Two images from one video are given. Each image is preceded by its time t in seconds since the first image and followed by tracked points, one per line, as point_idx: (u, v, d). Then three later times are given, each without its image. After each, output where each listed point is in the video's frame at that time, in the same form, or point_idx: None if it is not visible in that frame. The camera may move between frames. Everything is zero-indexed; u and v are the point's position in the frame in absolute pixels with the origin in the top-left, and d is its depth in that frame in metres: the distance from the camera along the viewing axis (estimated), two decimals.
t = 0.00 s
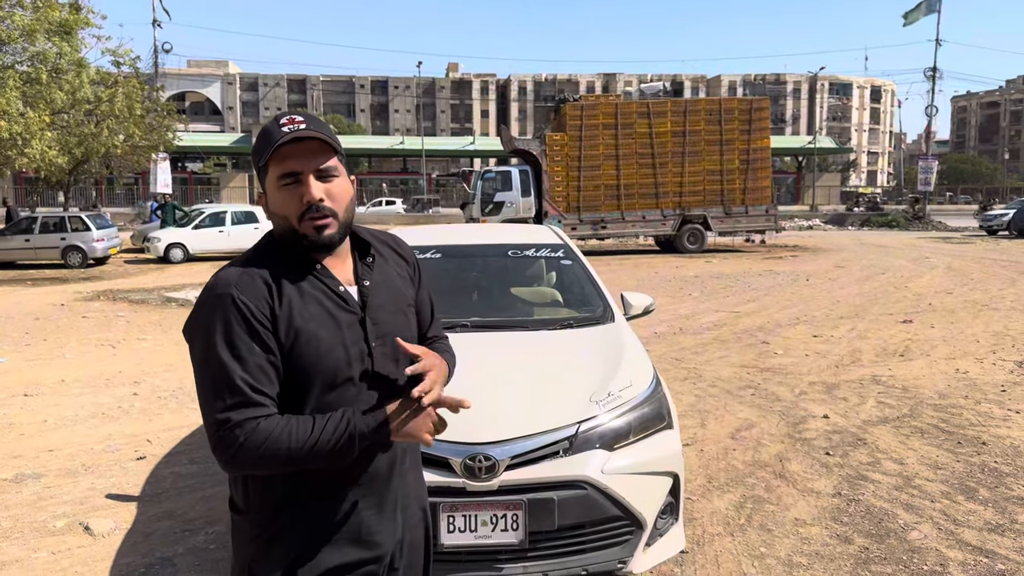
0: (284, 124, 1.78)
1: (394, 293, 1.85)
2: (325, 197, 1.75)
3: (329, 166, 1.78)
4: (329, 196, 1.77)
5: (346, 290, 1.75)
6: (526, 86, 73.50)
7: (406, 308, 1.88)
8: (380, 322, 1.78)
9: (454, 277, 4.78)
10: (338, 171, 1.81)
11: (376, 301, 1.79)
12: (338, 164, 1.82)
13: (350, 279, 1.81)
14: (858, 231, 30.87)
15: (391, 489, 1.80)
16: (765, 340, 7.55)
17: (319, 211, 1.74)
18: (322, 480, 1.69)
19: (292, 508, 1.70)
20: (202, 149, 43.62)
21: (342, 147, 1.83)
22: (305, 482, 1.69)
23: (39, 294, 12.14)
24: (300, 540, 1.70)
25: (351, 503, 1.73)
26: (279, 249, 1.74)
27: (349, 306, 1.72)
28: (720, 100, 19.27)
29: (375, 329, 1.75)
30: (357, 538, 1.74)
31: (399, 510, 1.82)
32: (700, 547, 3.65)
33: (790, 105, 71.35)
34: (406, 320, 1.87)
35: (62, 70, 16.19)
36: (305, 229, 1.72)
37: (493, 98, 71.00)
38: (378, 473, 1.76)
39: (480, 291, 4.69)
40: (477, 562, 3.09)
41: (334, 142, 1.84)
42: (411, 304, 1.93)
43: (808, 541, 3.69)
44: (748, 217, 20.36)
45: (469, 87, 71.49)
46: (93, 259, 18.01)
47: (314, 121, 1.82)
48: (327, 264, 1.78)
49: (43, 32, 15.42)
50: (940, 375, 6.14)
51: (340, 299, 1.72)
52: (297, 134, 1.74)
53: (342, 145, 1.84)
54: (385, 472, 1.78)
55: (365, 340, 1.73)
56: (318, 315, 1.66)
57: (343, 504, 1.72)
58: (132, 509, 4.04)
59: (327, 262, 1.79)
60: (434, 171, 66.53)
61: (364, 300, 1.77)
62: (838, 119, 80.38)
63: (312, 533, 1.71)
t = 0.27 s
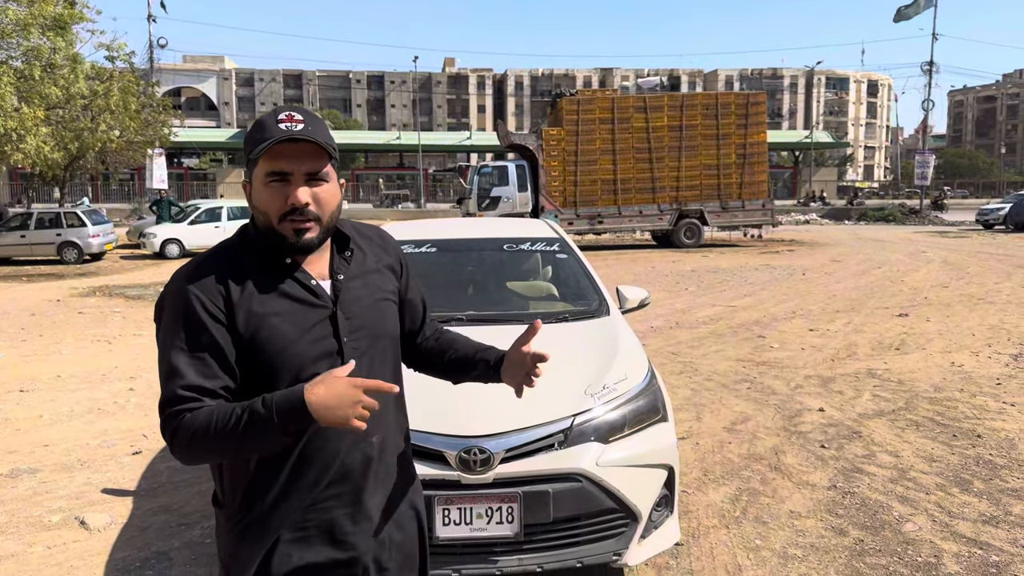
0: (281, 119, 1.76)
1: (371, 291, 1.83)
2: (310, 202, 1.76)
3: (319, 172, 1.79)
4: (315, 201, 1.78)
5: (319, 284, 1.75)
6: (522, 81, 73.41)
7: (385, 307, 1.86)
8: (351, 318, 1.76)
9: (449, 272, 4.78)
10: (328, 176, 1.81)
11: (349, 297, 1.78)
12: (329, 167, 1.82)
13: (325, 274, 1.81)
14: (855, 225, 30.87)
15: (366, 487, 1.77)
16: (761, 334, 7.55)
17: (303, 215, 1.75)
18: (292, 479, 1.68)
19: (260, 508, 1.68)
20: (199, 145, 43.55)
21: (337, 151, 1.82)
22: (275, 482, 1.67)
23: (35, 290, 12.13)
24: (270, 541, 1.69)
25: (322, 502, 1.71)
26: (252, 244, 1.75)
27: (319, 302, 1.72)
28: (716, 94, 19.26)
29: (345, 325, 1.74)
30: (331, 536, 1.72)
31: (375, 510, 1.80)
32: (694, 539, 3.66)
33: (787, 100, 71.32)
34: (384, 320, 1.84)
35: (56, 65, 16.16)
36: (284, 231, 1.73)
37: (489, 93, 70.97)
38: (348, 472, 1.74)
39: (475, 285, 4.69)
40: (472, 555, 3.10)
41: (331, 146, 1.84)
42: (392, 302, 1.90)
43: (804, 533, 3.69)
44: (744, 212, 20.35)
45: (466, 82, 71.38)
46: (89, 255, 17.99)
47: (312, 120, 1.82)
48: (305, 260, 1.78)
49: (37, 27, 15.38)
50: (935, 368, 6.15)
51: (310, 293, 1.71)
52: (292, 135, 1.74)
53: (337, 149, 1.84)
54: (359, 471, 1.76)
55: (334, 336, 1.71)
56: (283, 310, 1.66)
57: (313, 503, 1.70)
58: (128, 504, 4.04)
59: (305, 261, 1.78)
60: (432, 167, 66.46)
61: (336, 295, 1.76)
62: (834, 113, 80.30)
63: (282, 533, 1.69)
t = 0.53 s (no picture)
0: (266, 109, 1.76)
1: (358, 285, 1.81)
2: (294, 191, 1.75)
3: (303, 161, 1.77)
4: (298, 191, 1.76)
5: (304, 278, 1.73)
6: (519, 77, 73.30)
7: (373, 301, 1.83)
8: (335, 312, 1.74)
9: (444, 266, 4.78)
10: (313, 166, 1.79)
11: (334, 292, 1.76)
12: (314, 158, 1.81)
13: (312, 270, 1.79)
14: (850, 220, 30.90)
15: (347, 485, 1.73)
16: (756, 328, 7.56)
17: (287, 206, 1.74)
18: (268, 471, 1.68)
19: (238, 500, 1.69)
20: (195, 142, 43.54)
21: (322, 140, 1.81)
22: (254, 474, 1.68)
23: (30, 286, 12.13)
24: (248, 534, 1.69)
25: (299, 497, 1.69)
26: (236, 237, 1.75)
27: (302, 295, 1.71)
28: (712, 89, 19.24)
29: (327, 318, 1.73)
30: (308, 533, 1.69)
31: (358, 509, 1.74)
32: (689, 532, 3.67)
33: (784, 95, 71.27)
34: (371, 314, 1.82)
35: (50, 60, 16.15)
36: (268, 222, 1.72)
37: (486, 89, 70.87)
38: (327, 468, 1.71)
39: (470, 280, 4.70)
40: (467, 547, 3.11)
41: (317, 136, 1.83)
42: (381, 297, 1.87)
43: (798, 526, 3.70)
44: (740, 207, 20.36)
45: (463, 78, 71.28)
46: (85, 252, 18.00)
47: (296, 109, 1.81)
48: (289, 254, 1.76)
49: (31, 22, 15.36)
50: (930, 361, 6.16)
51: (292, 287, 1.70)
52: (274, 124, 1.73)
53: (322, 139, 1.83)
54: (338, 468, 1.72)
55: (315, 331, 1.70)
56: (264, 301, 1.66)
57: (290, 497, 1.69)
58: (122, 499, 4.05)
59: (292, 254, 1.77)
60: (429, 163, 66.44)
61: (320, 289, 1.74)
62: (831, 108, 80.24)
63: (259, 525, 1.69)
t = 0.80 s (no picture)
0: (291, 109, 1.79)
1: (355, 286, 1.80)
2: (310, 190, 1.77)
3: (322, 162, 1.79)
4: (315, 190, 1.78)
5: (302, 274, 1.75)
6: (516, 74, 73.21)
7: (369, 302, 1.82)
8: (330, 310, 1.74)
9: (439, 264, 4.79)
10: (331, 168, 1.82)
11: (330, 290, 1.76)
12: (334, 160, 1.83)
13: (314, 267, 1.79)
14: (847, 217, 30.91)
15: (329, 482, 1.73)
16: (752, 326, 7.56)
17: (304, 203, 1.75)
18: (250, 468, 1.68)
19: (221, 490, 1.70)
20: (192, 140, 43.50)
21: (343, 145, 1.84)
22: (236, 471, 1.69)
23: (26, 285, 12.12)
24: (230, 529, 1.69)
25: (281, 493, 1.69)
26: (244, 230, 1.78)
27: (299, 290, 1.72)
28: (708, 86, 19.25)
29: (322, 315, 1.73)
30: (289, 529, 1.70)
31: (340, 507, 1.74)
32: (683, 529, 3.68)
33: (780, 91, 71.27)
34: (366, 315, 1.81)
35: (45, 59, 16.11)
36: (282, 217, 1.74)
37: (483, 87, 70.80)
38: (311, 465, 1.71)
39: (465, 278, 4.70)
40: (461, 545, 3.11)
41: (338, 140, 1.85)
42: (378, 301, 1.86)
43: (792, 522, 3.71)
44: (737, 204, 20.37)
45: (460, 76, 71.19)
46: (80, 250, 17.98)
47: (322, 112, 1.83)
48: (294, 250, 1.78)
49: (25, 20, 15.32)
50: (925, 358, 6.17)
51: (290, 282, 1.72)
52: (300, 124, 1.76)
53: (344, 142, 1.85)
54: (320, 466, 1.72)
55: (307, 326, 1.70)
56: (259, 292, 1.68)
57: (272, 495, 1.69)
58: (117, 498, 4.05)
59: (297, 250, 1.78)
60: (426, 160, 66.40)
61: (318, 287, 1.75)
62: (828, 106, 80.23)
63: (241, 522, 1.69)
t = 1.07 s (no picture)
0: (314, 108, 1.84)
1: (368, 292, 1.78)
2: (333, 180, 1.79)
3: (343, 154, 1.82)
4: (337, 181, 1.81)
5: (317, 273, 1.74)
6: (513, 75, 73.21)
7: (381, 309, 1.79)
8: (341, 313, 1.72)
9: (435, 265, 4.79)
10: (352, 161, 1.84)
11: (344, 292, 1.74)
12: (354, 155, 1.86)
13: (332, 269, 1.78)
14: (843, 218, 30.97)
15: (326, 481, 1.73)
16: (748, 326, 7.58)
17: (326, 193, 1.78)
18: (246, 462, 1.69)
19: (220, 482, 1.70)
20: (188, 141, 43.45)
21: (363, 140, 1.87)
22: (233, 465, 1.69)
23: (22, 286, 12.10)
24: (226, 523, 1.70)
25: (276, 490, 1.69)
26: (270, 228, 1.80)
27: (313, 288, 1.71)
28: (705, 87, 19.27)
29: (333, 317, 1.71)
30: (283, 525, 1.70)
31: (336, 506, 1.74)
32: (679, 530, 3.68)
33: (777, 92, 71.37)
34: (377, 320, 1.77)
35: (41, 59, 16.09)
36: (307, 208, 1.77)
37: (480, 87, 70.78)
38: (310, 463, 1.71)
39: (462, 279, 4.70)
40: (457, 546, 3.10)
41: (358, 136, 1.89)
42: (391, 317, 1.82)
43: (788, 523, 3.72)
44: (733, 205, 20.39)
45: (457, 77, 71.16)
46: (77, 251, 17.96)
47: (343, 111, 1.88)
48: (313, 245, 1.78)
49: (21, 20, 15.30)
50: (920, 359, 6.18)
51: (306, 280, 1.72)
52: (322, 118, 1.80)
53: (364, 139, 1.88)
54: (317, 465, 1.72)
55: (315, 325, 1.69)
56: (271, 289, 1.69)
57: (267, 491, 1.69)
58: (113, 499, 4.05)
59: (317, 246, 1.78)
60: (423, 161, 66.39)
61: (332, 287, 1.73)
62: (824, 106, 80.33)
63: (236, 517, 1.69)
